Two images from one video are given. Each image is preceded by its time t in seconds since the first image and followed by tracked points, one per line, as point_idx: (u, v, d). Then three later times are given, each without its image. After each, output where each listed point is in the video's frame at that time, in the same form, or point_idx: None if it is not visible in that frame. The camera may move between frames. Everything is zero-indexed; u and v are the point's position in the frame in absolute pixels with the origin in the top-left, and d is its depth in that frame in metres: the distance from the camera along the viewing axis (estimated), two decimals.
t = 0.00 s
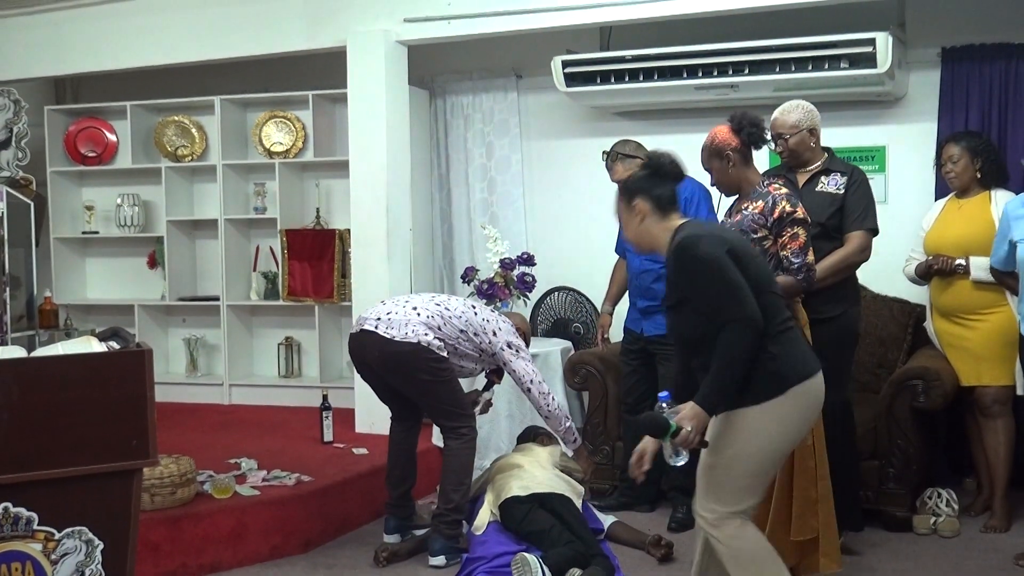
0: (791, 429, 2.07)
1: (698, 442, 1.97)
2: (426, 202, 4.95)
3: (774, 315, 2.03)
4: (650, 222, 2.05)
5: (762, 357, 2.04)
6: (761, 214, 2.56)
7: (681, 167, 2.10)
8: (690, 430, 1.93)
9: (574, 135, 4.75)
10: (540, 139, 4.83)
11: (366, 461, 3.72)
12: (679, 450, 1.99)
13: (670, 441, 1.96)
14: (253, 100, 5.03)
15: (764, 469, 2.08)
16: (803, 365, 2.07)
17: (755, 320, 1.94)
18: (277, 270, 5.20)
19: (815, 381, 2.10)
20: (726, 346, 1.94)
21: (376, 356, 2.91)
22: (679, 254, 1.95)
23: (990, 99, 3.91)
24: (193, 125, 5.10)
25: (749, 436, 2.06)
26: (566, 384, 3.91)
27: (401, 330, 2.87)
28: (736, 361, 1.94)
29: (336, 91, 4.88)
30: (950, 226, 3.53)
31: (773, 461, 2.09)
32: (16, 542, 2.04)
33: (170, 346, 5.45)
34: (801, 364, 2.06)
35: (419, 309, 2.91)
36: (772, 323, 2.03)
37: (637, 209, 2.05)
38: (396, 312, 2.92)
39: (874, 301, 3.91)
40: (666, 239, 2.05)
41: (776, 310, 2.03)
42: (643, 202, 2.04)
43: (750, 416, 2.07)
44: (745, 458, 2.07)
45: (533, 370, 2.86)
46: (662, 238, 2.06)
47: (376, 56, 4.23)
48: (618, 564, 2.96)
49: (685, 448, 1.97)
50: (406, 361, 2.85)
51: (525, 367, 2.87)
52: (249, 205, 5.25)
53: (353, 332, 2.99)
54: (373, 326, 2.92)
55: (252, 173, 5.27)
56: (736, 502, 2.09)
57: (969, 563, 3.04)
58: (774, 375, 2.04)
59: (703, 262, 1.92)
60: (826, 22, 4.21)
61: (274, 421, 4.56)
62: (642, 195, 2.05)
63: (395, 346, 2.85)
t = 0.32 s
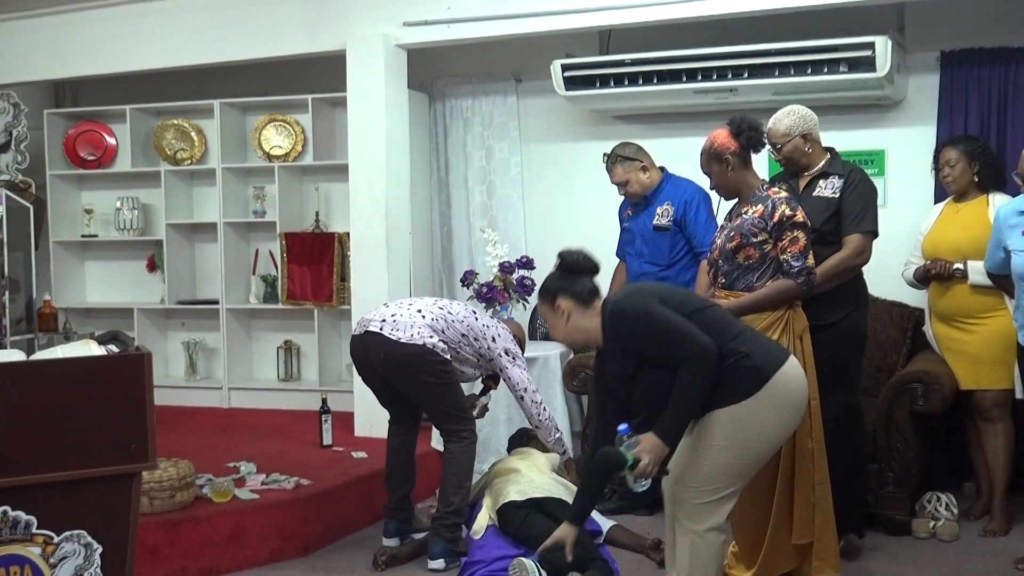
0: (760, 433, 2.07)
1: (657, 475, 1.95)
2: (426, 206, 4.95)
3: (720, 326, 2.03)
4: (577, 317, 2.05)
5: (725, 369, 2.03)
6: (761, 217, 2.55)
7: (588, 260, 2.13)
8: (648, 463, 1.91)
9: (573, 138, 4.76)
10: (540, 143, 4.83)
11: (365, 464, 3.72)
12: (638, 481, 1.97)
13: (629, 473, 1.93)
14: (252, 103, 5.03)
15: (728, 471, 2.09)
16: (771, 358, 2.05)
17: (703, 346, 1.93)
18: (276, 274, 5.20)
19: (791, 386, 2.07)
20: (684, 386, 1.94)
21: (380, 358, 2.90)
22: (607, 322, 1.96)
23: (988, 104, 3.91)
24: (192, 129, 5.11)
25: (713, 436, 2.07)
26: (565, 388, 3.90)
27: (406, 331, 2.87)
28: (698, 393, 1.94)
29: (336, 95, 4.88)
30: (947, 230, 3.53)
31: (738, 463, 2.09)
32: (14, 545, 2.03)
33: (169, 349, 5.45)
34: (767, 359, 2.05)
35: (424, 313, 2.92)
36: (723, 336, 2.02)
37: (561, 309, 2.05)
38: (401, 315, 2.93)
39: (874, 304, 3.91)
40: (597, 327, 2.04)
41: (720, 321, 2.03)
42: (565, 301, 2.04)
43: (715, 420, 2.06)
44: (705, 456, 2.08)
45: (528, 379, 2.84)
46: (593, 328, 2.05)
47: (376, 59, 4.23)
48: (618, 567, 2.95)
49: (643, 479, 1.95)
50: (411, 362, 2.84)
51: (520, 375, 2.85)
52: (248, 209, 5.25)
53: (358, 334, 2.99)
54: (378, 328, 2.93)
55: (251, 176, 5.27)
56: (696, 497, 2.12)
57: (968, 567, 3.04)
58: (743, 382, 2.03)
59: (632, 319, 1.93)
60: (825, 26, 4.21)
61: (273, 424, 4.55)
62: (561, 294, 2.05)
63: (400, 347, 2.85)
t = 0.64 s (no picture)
0: (747, 434, 2.07)
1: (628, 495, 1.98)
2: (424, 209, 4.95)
3: (692, 339, 2.04)
4: (551, 364, 2.07)
5: (705, 380, 2.04)
6: (760, 221, 2.55)
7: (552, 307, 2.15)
8: (618, 484, 1.95)
9: (572, 142, 4.76)
10: (539, 146, 4.83)
11: (364, 468, 3.71)
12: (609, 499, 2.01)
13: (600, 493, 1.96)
14: (251, 107, 5.04)
15: (716, 472, 2.09)
16: (748, 359, 2.06)
17: (673, 363, 1.95)
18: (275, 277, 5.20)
19: (773, 385, 2.07)
20: (661, 407, 1.93)
21: (378, 358, 2.90)
22: (580, 360, 1.99)
23: (986, 108, 3.92)
24: (191, 132, 5.11)
25: (701, 439, 2.06)
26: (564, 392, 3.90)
27: (405, 333, 2.87)
28: (676, 410, 1.94)
29: (335, 99, 4.89)
30: (944, 235, 3.54)
31: (726, 464, 2.09)
32: (13, 549, 2.03)
33: (168, 352, 5.45)
34: (746, 361, 2.05)
35: (422, 314, 2.92)
36: (696, 348, 2.03)
37: (534, 359, 2.08)
38: (399, 316, 2.93)
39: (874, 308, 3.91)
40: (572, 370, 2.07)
41: (690, 334, 2.05)
42: (537, 350, 2.07)
43: (702, 423, 2.05)
44: (694, 458, 2.08)
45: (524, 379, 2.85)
46: (568, 372, 2.08)
47: (375, 63, 4.24)
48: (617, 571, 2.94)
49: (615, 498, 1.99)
50: (410, 364, 2.84)
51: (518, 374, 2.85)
52: (247, 212, 5.26)
53: (356, 336, 2.99)
54: (376, 329, 2.93)
55: (250, 179, 5.26)
56: (686, 499, 2.12)
57: (967, 571, 3.04)
58: (724, 388, 2.03)
59: (599, 351, 1.96)
60: (823, 30, 4.22)
61: (272, 428, 4.55)
62: (532, 343, 2.08)
63: (400, 349, 2.84)
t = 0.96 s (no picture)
0: (744, 438, 2.07)
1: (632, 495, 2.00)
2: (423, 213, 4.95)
3: (688, 341, 2.04)
4: (545, 363, 2.09)
5: (702, 380, 2.03)
6: (758, 225, 2.55)
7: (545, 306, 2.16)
8: (621, 485, 1.97)
9: (571, 146, 4.77)
10: (537, 150, 4.84)
11: (362, 471, 3.72)
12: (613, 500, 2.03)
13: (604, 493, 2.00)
14: (251, 110, 5.04)
15: (714, 476, 2.09)
16: (744, 360, 2.06)
17: (670, 363, 1.94)
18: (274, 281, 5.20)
19: (768, 388, 2.07)
20: (659, 407, 1.93)
21: (369, 354, 2.91)
22: (575, 361, 1.98)
23: (985, 113, 3.93)
24: (190, 135, 5.11)
25: (698, 443, 2.06)
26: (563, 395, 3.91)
27: (391, 326, 2.87)
28: (673, 410, 1.94)
29: (334, 102, 4.89)
30: (942, 239, 3.54)
31: (724, 468, 2.09)
32: (11, 552, 2.02)
33: (166, 356, 5.45)
34: (742, 362, 2.05)
35: (408, 304, 2.92)
36: (692, 349, 2.03)
37: (528, 359, 2.09)
38: (388, 308, 2.93)
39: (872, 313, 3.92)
40: (565, 370, 2.08)
41: (686, 335, 2.05)
42: (530, 350, 2.08)
43: (698, 427, 2.06)
44: (692, 462, 2.08)
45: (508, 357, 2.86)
46: (560, 371, 2.09)
47: (375, 67, 4.24)
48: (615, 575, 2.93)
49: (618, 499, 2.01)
50: (398, 358, 2.84)
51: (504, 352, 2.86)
52: (246, 215, 5.25)
53: (346, 331, 3.00)
54: (366, 323, 2.93)
55: (249, 182, 5.26)
56: (684, 503, 2.12)
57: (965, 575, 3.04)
58: (721, 390, 2.03)
59: (595, 351, 1.96)
60: (821, 34, 4.23)
61: (270, 431, 4.55)
62: (526, 343, 2.09)
63: (387, 344, 2.85)
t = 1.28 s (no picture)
0: (746, 441, 2.07)
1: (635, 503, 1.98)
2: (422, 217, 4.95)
3: (688, 348, 2.05)
4: (545, 373, 2.08)
5: (703, 387, 2.03)
6: (757, 229, 2.55)
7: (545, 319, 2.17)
8: (626, 492, 1.94)
9: (570, 151, 4.77)
10: (536, 155, 4.84)
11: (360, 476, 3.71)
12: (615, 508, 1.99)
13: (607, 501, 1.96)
14: (250, 115, 5.04)
15: (716, 480, 2.09)
16: (745, 365, 2.06)
17: (673, 369, 1.95)
18: (272, 285, 5.20)
19: (770, 393, 2.07)
20: (662, 414, 1.94)
21: (319, 356, 2.94)
22: (576, 369, 1.99)
23: (983, 118, 3.94)
24: (189, 140, 5.12)
25: (700, 448, 2.06)
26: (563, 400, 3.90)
27: (338, 328, 2.90)
28: (678, 417, 1.94)
29: (333, 106, 4.89)
30: (941, 244, 3.54)
31: (726, 472, 2.09)
32: (9, 557, 2.02)
33: (165, 360, 5.45)
34: (742, 367, 2.05)
35: (359, 306, 2.92)
36: (693, 355, 2.03)
37: (529, 368, 2.08)
38: (338, 310, 2.93)
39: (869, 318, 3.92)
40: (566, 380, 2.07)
41: (687, 342, 2.05)
42: (531, 360, 2.07)
43: (700, 432, 2.05)
44: (695, 467, 2.08)
45: (467, 358, 2.74)
46: (561, 382, 2.08)
47: (374, 72, 4.24)
48: None
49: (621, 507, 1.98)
50: (346, 360, 2.88)
51: (462, 353, 2.74)
52: (246, 219, 5.25)
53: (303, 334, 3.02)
54: (317, 325, 2.95)
55: (249, 187, 5.26)
56: (686, 507, 2.12)
57: None
58: (723, 395, 2.03)
59: (598, 360, 1.96)
60: (820, 40, 4.23)
61: (268, 436, 4.54)
62: (527, 354, 2.08)
63: (330, 346, 2.89)
